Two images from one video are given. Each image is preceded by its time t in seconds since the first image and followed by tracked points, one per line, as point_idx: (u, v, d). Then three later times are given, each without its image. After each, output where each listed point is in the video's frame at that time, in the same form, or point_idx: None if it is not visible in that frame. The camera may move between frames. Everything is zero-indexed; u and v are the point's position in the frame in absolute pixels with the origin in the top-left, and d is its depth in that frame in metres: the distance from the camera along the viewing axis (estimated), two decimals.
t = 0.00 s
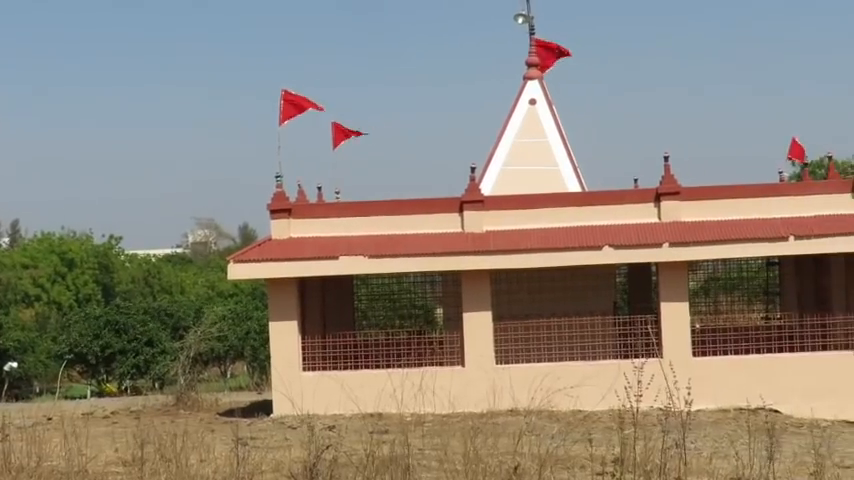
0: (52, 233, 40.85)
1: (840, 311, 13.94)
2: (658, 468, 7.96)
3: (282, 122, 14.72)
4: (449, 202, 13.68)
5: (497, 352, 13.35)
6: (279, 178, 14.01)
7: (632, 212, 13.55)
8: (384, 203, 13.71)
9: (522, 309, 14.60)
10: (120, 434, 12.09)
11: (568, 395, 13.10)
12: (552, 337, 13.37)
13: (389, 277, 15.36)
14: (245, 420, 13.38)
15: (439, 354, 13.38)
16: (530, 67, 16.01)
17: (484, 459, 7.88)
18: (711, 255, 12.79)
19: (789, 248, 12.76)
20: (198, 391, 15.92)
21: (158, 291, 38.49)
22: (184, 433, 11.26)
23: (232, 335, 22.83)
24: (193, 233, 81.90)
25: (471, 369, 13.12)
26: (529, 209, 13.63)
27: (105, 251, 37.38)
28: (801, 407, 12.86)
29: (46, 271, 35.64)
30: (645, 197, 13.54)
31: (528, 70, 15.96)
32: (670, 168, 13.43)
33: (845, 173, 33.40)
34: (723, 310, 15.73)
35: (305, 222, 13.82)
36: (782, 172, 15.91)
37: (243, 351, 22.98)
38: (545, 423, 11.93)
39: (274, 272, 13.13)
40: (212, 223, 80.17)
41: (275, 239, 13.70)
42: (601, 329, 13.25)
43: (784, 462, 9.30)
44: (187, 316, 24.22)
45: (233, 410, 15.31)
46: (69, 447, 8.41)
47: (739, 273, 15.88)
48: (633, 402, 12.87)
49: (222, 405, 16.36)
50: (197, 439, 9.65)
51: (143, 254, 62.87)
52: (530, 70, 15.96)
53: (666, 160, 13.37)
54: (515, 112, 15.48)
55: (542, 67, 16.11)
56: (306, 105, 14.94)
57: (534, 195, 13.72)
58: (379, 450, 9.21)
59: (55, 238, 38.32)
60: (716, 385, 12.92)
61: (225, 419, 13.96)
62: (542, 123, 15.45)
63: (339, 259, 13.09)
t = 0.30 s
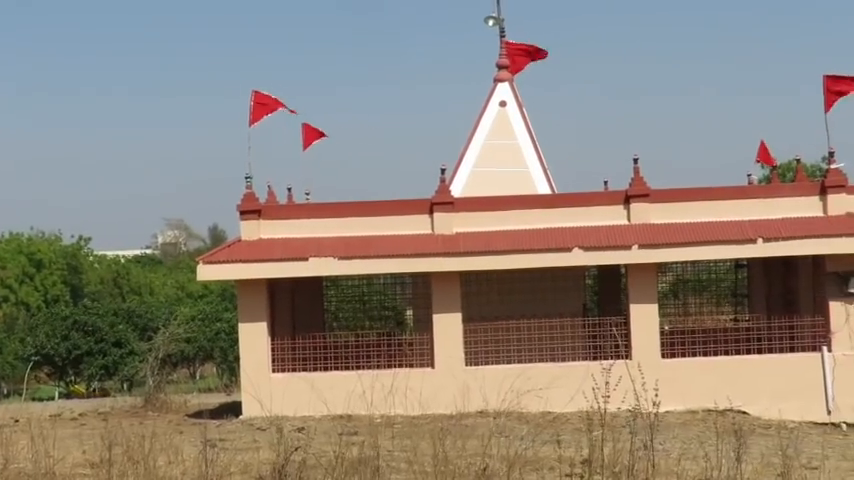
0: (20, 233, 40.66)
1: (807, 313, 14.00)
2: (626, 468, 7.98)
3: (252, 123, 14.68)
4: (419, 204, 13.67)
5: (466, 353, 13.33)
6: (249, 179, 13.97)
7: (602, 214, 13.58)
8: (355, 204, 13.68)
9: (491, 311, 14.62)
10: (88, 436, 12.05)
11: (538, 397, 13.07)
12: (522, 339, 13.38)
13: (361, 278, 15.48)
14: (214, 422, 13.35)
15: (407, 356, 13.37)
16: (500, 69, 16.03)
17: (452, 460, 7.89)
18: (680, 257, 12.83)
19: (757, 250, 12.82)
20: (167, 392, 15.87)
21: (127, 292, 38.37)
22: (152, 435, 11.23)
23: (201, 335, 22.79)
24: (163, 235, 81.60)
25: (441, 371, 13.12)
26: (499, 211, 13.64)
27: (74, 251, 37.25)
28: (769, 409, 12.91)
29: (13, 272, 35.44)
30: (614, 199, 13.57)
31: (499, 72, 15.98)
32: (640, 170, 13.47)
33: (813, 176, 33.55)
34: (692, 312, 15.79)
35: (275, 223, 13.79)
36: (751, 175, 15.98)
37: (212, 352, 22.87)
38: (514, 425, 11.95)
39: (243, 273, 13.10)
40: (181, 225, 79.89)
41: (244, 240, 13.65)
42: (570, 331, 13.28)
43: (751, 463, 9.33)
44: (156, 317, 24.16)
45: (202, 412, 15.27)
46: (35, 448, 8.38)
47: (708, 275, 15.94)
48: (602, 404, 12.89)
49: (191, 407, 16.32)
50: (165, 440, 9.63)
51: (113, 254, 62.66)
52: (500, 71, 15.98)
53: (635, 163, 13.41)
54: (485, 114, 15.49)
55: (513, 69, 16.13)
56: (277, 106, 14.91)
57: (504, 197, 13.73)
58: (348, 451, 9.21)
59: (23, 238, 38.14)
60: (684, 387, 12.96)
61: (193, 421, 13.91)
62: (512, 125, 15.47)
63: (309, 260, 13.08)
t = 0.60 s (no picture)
0: None
1: (764, 315, 14.09)
2: (583, 469, 8.00)
3: (211, 125, 14.62)
4: (377, 206, 13.66)
5: (425, 355, 13.38)
6: (207, 181, 13.91)
7: (560, 216, 13.61)
8: (314, 206, 13.65)
9: (450, 313, 14.63)
10: (44, 439, 11.96)
11: (496, 400, 13.09)
12: (480, 341, 13.40)
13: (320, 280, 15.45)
14: (171, 424, 13.30)
15: (367, 357, 13.33)
16: (459, 71, 16.06)
17: (411, 462, 7.89)
18: (638, 259, 12.88)
19: (714, 252, 12.89)
20: (124, 395, 15.79)
21: (84, 294, 38.14)
22: (109, 437, 11.16)
23: (159, 337, 22.72)
24: (121, 236, 81.21)
25: (399, 373, 13.12)
26: (458, 213, 13.65)
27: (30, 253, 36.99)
28: (726, 410, 12.98)
29: None
30: (572, 201, 13.61)
31: (458, 74, 16.00)
32: (598, 173, 13.52)
33: (770, 179, 33.76)
34: (650, 315, 15.85)
35: (233, 225, 13.73)
36: (709, 177, 16.07)
37: (171, 354, 22.76)
38: (473, 427, 11.96)
39: (202, 276, 13.04)
40: (139, 227, 79.55)
41: (203, 242, 13.58)
42: (528, 333, 13.32)
43: (708, 465, 9.38)
44: (114, 318, 24.07)
45: (159, 414, 15.20)
46: None
47: (665, 278, 16.01)
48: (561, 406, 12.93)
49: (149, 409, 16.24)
50: (122, 443, 9.57)
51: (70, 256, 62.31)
52: (459, 74, 16.00)
53: (594, 165, 13.45)
54: (444, 116, 15.51)
55: (471, 72, 16.16)
56: (236, 107, 14.85)
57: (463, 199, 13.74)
58: (307, 453, 9.19)
59: None
60: (641, 389, 13.01)
61: (150, 423, 13.85)
62: (471, 127, 15.50)
63: (268, 263, 13.05)
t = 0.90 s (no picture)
0: None
1: (727, 317, 14.16)
2: (546, 471, 8.01)
3: (174, 127, 14.57)
4: (341, 209, 13.64)
5: (389, 358, 13.32)
6: (169, 183, 13.85)
7: (523, 219, 13.63)
8: (278, 208, 13.62)
9: (414, 315, 14.64)
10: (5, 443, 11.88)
11: (459, 402, 13.08)
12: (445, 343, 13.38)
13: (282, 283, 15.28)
14: (134, 428, 13.23)
15: (331, 361, 13.31)
16: (423, 74, 16.06)
17: (373, 465, 7.89)
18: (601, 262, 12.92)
19: (677, 255, 12.96)
20: (87, 398, 15.70)
21: (46, 297, 37.93)
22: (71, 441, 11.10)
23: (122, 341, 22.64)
24: (83, 239, 80.80)
25: (363, 376, 13.11)
26: (422, 216, 13.64)
27: None
28: (689, 412, 13.03)
29: None
30: (536, 204, 13.64)
31: (422, 77, 16.01)
32: (561, 175, 13.54)
33: (732, 182, 33.90)
34: (614, 317, 15.90)
35: (196, 228, 13.66)
36: (671, 180, 16.14)
37: (134, 358, 22.69)
38: (436, 430, 11.96)
39: (165, 279, 12.99)
40: (102, 229, 79.21)
41: (165, 245, 13.52)
42: (492, 335, 13.33)
43: (671, 466, 9.41)
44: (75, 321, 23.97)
45: (122, 418, 15.12)
46: None
47: (628, 280, 16.06)
48: (527, 408, 12.94)
49: (111, 413, 16.15)
50: (84, 447, 9.52)
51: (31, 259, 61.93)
52: (423, 76, 16.01)
53: (557, 168, 13.48)
54: (408, 119, 15.51)
55: (435, 75, 16.17)
56: (198, 109, 14.80)
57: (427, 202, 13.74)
58: (269, 456, 9.18)
59: None
60: (605, 391, 13.04)
61: (113, 427, 13.78)
62: (435, 130, 15.50)
63: (231, 265, 13.02)
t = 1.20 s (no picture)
0: None
1: (686, 318, 14.22)
2: (505, 471, 8.03)
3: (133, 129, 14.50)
4: (301, 210, 13.61)
5: (350, 360, 13.28)
6: (128, 185, 13.79)
7: (484, 220, 13.65)
8: (238, 210, 13.57)
9: (374, 317, 14.61)
10: None
11: (419, 404, 13.09)
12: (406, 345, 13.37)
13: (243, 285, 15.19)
14: (93, 432, 13.15)
15: (292, 363, 13.28)
16: (383, 75, 16.06)
17: (333, 468, 7.88)
18: (562, 264, 12.95)
19: (637, 256, 13.01)
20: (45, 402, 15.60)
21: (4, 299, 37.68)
22: (29, 444, 11.03)
23: (82, 344, 22.53)
24: (41, 241, 80.31)
25: (324, 378, 13.09)
26: (382, 218, 13.63)
27: None
28: (649, 413, 13.08)
29: None
30: (496, 206, 13.66)
31: (382, 78, 16.01)
32: (521, 177, 13.57)
33: (691, 183, 34.06)
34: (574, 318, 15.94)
35: (156, 231, 13.60)
36: (631, 182, 16.20)
37: (93, 361, 22.59)
38: (397, 431, 11.96)
39: (124, 281, 12.92)
40: (61, 231, 78.77)
41: (125, 248, 13.45)
42: (453, 337, 13.34)
43: (630, 467, 9.45)
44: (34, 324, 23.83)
45: (80, 421, 15.03)
46: None
47: (589, 282, 16.11)
48: (487, 409, 12.96)
49: (69, 416, 16.05)
50: (43, 450, 9.46)
51: None
52: (383, 78, 16.01)
53: (517, 170, 13.51)
54: (369, 121, 15.51)
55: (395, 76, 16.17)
56: (157, 111, 14.74)
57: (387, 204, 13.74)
58: (228, 458, 9.15)
59: None
60: (565, 393, 13.07)
61: (71, 431, 13.69)
62: (395, 132, 15.51)
63: (191, 267, 12.97)
